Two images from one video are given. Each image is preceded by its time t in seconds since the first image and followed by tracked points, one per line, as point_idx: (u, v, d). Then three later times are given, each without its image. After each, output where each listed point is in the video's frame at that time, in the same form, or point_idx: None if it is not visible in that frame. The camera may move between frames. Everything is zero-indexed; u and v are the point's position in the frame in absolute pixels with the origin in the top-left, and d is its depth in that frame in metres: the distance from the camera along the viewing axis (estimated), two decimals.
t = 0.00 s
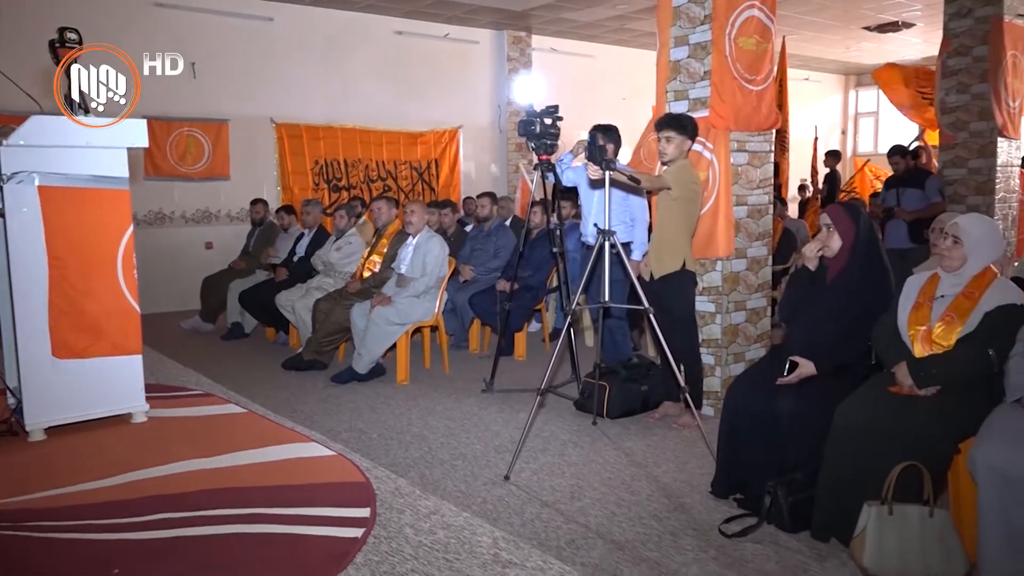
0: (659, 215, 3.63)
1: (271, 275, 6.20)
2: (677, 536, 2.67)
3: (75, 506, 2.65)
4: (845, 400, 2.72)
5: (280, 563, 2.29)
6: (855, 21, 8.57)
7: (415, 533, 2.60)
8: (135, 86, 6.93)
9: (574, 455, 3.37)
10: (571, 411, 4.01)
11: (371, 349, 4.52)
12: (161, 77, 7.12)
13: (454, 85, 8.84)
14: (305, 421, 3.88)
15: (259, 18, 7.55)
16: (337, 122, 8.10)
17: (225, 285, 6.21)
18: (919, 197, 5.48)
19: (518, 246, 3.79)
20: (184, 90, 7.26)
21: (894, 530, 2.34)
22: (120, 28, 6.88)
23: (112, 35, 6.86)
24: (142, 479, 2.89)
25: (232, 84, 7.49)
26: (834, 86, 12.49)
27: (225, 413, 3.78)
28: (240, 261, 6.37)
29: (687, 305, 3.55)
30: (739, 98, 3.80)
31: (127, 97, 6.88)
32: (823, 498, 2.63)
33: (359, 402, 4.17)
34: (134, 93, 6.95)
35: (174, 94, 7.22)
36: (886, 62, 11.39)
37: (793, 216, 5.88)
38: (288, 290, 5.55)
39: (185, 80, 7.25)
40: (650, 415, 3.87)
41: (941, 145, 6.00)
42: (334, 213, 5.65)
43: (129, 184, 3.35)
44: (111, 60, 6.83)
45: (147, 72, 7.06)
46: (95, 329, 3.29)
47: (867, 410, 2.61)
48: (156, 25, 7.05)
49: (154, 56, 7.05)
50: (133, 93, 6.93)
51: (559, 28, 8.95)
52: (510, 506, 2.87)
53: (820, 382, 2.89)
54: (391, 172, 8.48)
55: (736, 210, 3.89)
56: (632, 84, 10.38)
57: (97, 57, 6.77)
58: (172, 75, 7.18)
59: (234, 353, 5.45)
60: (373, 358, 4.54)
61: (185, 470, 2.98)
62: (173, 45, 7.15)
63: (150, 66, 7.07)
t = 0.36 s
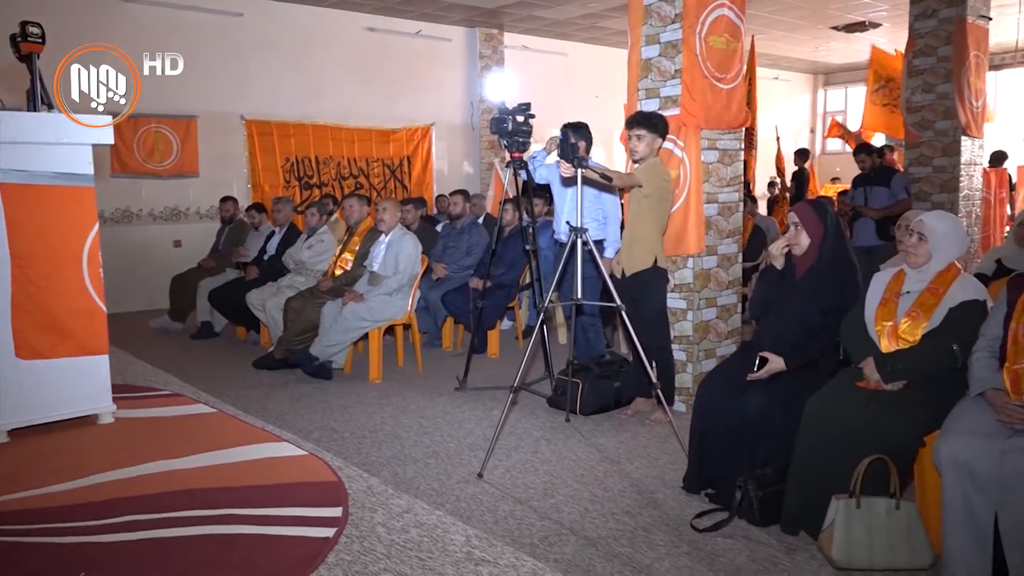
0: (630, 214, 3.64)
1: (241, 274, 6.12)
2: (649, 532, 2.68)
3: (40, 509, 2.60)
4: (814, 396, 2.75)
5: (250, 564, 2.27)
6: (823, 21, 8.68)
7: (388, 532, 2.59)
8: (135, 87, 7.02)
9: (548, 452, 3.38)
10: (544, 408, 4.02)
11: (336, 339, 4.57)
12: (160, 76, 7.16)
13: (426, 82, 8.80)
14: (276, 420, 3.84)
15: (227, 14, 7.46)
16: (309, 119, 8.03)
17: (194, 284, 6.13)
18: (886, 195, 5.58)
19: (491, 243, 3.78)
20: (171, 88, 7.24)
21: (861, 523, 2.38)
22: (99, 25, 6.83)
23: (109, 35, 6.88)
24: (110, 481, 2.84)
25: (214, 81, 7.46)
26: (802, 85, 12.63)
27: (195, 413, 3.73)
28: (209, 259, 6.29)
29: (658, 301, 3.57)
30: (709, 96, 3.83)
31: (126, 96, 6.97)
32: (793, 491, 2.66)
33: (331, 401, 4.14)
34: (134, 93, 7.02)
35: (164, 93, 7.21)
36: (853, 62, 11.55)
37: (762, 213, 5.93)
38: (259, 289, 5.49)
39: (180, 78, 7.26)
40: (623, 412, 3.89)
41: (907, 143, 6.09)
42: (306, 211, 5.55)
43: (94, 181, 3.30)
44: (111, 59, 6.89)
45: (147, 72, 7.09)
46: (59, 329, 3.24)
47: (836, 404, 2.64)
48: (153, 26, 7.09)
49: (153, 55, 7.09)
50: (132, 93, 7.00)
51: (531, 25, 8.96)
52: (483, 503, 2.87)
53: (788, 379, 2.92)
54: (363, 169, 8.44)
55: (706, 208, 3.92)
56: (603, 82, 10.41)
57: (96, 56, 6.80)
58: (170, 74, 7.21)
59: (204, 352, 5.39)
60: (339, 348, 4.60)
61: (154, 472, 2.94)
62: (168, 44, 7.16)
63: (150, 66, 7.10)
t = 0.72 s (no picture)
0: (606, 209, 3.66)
1: (214, 270, 6.07)
2: (625, 525, 2.70)
3: (8, 509, 2.56)
4: (787, 389, 2.78)
5: (225, 562, 2.25)
6: (796, 17, 8.76)
7: (363, 528, 2.58)
8: (136, 87, 7.13)
9: (524, 447, 3.38)
10: (520, 403, 4.03)
11: (309, 332, 4.54)
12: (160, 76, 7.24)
13: (402, 77, 8.76)
14: (250, 417, 3.81)
15: (198, 6, 7.36)
16: (282, 113, 7.95)
17: (166, 280, 6.06)
18: (856, 190, 5.66)
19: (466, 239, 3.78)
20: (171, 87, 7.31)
21: (833, 513, 2.42)
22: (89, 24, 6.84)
23: (111, 35, 6.96)
24: (80, 480, 2.80)
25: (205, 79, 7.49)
26: (775, 81, 12.74)
27: (167, 411, 3.69)
28: (181, 255, 6.23)
29: (633, 295, 3.60)
30: (684, 91, 3.86)
31: (127, 97, 7.09)
32: (767, 483, 2.70)
33: (306, 397, 4.11)
34: (134, 93, 7.12)
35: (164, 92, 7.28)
36: (825, 58, 11.67)
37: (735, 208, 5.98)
38: (233, 285, 5.44)
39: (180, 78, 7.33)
40: (599, 406, 3.91)
41: (878, 139, 6.16)
42: (279, 206, 5.52)
43: (61, 176, 3.25)
44: (111, 60, 7.00)
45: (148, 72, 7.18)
46: (26, 326, 3.19)
47: (809, 397, 2.68)
48: (145, 23, 7.10)
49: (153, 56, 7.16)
50: (133, 93, 7.11)
51: (506, 20, 8.94)
52: (460, 498, 2.87)
53: (761, 372, 2.95)
54: (337, 164, 8.39)
55: (681, 203, 3.95)
56: (578, 77, 10.43)
57: (97, 57, 6.92)
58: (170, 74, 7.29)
59: (177, 349, 5.33)
60: (311, 342, 4.56)
61: (126, 471, 2.90)
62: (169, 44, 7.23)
63: (150, 66, 7.18)
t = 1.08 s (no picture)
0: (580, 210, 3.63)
1: (183, 268, 5.99)
2: (598, 521, 2.71)
3: None
4: (757, 385, 2.81)
5: (195, 564, 2.22)
6: (767, 17, 8.84)
7: (336, 527, 2.56)
8: (136, 87, 7.19)
9: (497, 445, 3.38)
10: (494, 400, 4.03)
11: (281, 333, 4.51)
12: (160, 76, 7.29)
13: (375, 74, 8.71)
14: (220, 417, 3.77)
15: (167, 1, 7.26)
16: (253, 110, 7.87)
17: (135, 279, 5.97)
18: (815, 188, 5.74)
19: (439, 237, 3.77)
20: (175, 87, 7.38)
21: (803, 507, 2.45)
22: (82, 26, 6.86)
23: (113, 35, 7.01)
24: (46, 482, 2.75)
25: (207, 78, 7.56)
26: (747, 80, 12.86)
27: (135, 411, 3.64)
28: (150, 253, 6.14)
29: (606, 293, 3.61)
30: (656, 89, 3.88)
31: (127, 97, 7.15)
32: (738, 478, 2.72)
33: (278, 397, 4.08)
34: (134, 93, 7.18)
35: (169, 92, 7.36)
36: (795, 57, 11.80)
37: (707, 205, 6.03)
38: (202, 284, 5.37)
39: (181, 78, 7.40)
40: (572, 403, 3.92)
41: (847, 137, 6.24)
42: (250, 204, 5.46)
43: (25, 173, 3.19)
44: (111, 60, 7.05)
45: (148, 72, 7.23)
46: None
47: (779, 393, 2.71)
48: (112, 18, 6.99)
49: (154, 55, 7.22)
50: (133, 93, 7.16)
51: (480, 17, 8.93)
52: (434, 497, 2.87)
53: (732, 368, 2.97)
54: (310, 161, 8.33)
55: (654, 200, 3.98)
56: (552, 75, 10.45)
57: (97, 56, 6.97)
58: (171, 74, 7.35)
59: (147, 348, 5.26)
60: (285, 342, 4.54)
61: (94, 472, 2.86)
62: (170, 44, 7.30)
63: (150, 66, 7.23)
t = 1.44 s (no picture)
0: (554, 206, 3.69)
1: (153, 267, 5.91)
2: (573, 518, 2.72)
3: None
4: (729, 382, 2.83)
5: (165, 566, 2.20)
6: (738, 16, 8.92)
7: (309, 528, 2.55)
8: (136, 87, 7.25)
9: (472, 443, 3.38)
10: (469, 399, 4.02)
11: (253, 333, 4.46)
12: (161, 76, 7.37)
13: (347, 72, 8.65)
14: (191, 418, 3.73)
15: None
16: (224, 107, 7.77)
17: (103, 278, 5.88)
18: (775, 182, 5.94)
19: (413, 235, 3.76)
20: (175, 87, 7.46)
21: (774, 502, 2.48)
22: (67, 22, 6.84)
23: (113, 36, 7.07)
24: (12, 485, 2.71)
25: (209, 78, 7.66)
26: (719, 79, 12.96)
27: (105, 413, 3.59)
28: (119, 252, 6.05)
29: (585, 291, 3.62)
30: (629, 88, 3.89)
31: (127, 97, 7.21)
32: (712, 474, 2.75)
33: (251, 397, 4.04)
34: (134, 93, 7.24)
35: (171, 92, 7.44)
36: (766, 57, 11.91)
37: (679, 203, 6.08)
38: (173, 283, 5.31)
39: (181, 78, 7.49)
40: (547, 401, 3.93)
41: (817, 136, 6.32)
42: (222, 202, 5.43)
43: None
44: (111, 60, 7.10)
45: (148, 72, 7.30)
46: None
47: (751, 389, 2.74)
48: (79, 13, 6.89)
49: (154, 56, 7.30)
50: (133, 93, 7.23)
51: (453, 15, 8.91)
52: (408, 496, 2.86)
53: (704, 366, 3.00)
54: (282, 159, 8.26)
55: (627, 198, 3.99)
56: (526, 73, 10.45)
57: (97, 56, 7.03)
58: (171, 74, 7.43)
59: (116, 349, 5.19)
60: (258, 342, 4.49)
61: (62, 475, 2.82)
62: (171, 44, 7.38)
63: (150, 66, 7.30)
